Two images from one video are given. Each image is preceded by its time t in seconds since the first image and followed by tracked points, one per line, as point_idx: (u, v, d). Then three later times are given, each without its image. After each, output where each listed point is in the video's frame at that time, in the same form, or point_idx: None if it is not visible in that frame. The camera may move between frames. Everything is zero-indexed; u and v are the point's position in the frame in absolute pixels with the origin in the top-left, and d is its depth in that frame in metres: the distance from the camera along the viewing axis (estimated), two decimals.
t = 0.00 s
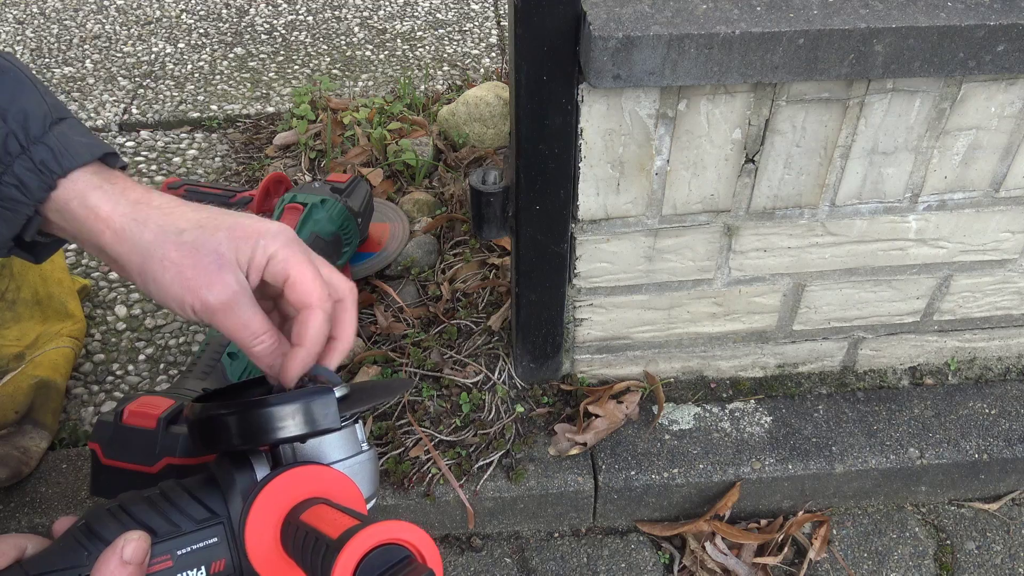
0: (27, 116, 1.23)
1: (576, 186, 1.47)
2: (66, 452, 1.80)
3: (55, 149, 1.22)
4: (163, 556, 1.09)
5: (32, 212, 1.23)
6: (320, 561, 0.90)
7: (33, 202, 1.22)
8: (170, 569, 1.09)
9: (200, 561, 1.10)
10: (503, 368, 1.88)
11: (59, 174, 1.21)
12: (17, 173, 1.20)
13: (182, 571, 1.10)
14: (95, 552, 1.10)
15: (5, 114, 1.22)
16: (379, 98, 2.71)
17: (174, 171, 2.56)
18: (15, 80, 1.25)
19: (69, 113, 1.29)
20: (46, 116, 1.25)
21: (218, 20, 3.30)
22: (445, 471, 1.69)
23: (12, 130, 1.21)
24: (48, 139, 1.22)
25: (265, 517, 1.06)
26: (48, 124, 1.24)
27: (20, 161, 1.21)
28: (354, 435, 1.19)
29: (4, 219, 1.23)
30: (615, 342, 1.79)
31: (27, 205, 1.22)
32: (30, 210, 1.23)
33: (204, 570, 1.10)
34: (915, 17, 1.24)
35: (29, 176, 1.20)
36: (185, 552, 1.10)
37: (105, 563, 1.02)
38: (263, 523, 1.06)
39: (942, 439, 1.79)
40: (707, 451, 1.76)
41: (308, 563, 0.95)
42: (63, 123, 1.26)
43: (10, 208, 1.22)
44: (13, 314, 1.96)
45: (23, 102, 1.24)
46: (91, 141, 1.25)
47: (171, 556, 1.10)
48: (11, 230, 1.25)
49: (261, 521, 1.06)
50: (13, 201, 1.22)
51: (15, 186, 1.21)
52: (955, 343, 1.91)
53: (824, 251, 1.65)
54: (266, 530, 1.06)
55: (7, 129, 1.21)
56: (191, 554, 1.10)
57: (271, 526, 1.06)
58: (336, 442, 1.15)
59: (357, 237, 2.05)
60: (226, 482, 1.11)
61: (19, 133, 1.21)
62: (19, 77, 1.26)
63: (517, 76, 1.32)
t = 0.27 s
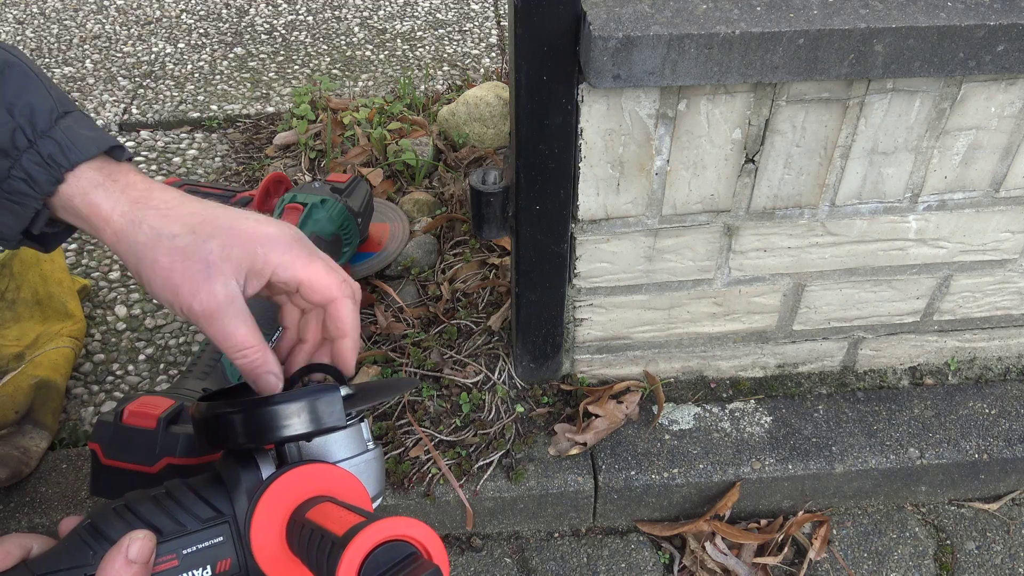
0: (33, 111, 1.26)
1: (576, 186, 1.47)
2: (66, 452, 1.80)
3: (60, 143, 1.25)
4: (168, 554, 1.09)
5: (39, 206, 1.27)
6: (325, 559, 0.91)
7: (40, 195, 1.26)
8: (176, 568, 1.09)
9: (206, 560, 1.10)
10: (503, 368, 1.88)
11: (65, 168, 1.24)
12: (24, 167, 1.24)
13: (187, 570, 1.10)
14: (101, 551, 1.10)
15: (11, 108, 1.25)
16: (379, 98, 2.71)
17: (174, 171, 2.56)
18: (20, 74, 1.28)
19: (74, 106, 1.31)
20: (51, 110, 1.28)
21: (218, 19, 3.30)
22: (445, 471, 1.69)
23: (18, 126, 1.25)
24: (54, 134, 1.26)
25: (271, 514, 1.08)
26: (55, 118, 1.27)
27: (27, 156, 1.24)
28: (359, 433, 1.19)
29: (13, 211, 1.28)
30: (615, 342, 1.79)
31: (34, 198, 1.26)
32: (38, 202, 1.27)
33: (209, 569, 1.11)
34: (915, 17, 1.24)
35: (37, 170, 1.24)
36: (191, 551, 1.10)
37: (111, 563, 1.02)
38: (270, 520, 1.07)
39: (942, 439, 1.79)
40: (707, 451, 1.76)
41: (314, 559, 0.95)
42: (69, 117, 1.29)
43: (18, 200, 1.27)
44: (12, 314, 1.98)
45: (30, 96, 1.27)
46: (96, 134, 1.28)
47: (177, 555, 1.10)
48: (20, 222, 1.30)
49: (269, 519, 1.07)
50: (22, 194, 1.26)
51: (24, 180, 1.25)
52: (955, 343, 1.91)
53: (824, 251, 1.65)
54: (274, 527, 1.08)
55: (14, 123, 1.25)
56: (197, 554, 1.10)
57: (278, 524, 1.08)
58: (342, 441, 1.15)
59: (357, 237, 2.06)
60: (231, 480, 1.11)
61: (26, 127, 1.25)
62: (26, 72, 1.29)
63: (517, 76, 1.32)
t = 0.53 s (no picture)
0: (49, 128, 1.24)
1: (576, 186, 1.47)
2: (66, 452, 1.80)
3: (76, 160, 1.22)
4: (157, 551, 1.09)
5: (57, 221, 1.26)
6: (312, 542, 0.89)
7: (57, 211, 1.24)
8: (167, 565, 1.09)
9: (196, 556, 1.10)
10: (503, 368, 1.88)
11: (82, 185, 1.22)
12: (42, 184, 1.22)
13: (178, 566, 1.10)
14: (90, 549, 1.10)
15: (27, 126, 1.23)
16: (379, 98, 2.70)
17: (174, 171, 2.56)
18: (36, 92, 1.25)
19: (90, 120, 1.28)
20: (68, 125, 1.25)
21: (218, 19, 3.30)
22: (445, 471, 1.69)
23: (35, 144, 1.22)
24: (70, 150, 1.23)
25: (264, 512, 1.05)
26: (70, 133, 1.24)
27: (44, 173, 1.22)
28: (347, 428, 1.17)
29: (32, 227, 1.27)
30: (615, 342, 1.79)
31: (52, 215, 1.25)
32: (56, 218, 1.25)
33: (199, 565, 1.10)
34: (915, 17, 1.24)
35: (53, 187, 1.22)
36: (181, 547, 1.10)
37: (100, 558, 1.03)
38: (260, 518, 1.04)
39: (942, 439, 1.79)
40: (707, 451, 1.76)
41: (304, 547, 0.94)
42: (84, 131, 1.26)
43: (36, 216, 1.26)
44: (12, 313, 1.99)
45: (45, 113, 1.25)
46: (113, 148, 1.25)
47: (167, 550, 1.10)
48: (36, 236, 1.28)
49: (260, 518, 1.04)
50: (41, 211, 1.25)
51: (42, 198, 1.23)
52: (955, 343, 1.91)
53: (824, 251, 1.64)
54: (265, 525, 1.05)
55: (31, 139, 1.22)
56: (186, 550, 1.10)
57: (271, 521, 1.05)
58: (330, 437, 1.13)
59: (357, 237, 2.06)
60: (219, 477, 1.10)
61: (43, 144, 1.22)
62: (41, 88, 1.26)
63: (517, 76, 1.32)
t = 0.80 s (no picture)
0: (55, 86, 1.26)
1: (576, 186, 1.47)
2: (66, 452, 1.80)
3: (83, 118, 1.27)
4: (159, 551, 1.09)
5: (60, 179, 1.29)
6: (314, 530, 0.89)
7: (62, 169, 1.28)
8: (168, 564, 1.09)
9: (198, 554, 1.10)
10: (503, 368, 1.88)
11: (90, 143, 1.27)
12: (48, 141, 1.26)
13: (179, 565, 1.10)
14: (90, 550, 1.10)
15: (33, 83, 1.25)
16: (379, 98, 2.70)
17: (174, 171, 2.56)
18: (40, 51, 1.27)
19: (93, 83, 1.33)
20: (74, 86, 1.29)
21: (218, 19, 3.30)
22: (445, 471, 1.69)
23: (41, 100, 1.25)
24: (76, 109, 1.27)
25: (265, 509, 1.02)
26: (77, 94, 1.28)
27: (51, 131, 1.26)
28: (349, 425, 1.15)
29: (35, 186, 1.29)
30: (615, 342, 1.79)
31: (57, 172, 1.28)
32: (60, 176, 1.28)
33: (202, 563, 1.10)
34: (915, 17, 1.24)
35: (60, 145, 1.26)
36: (183, 546, 1.10)
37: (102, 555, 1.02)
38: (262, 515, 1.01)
39: (942, 439, 1.79)
40: (707, 451, 1.76)
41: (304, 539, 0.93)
42: (90, 93, 1.30)
43: (41, 175, 1.28)
44: (12, 313, 2.00)
45: (51, 71, 1.27)
46: (121, 110, 1.32)
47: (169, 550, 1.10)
48: (40, 198, 1.31)
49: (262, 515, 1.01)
50: (45, 168, 1.28)
51: (47, 154, 1.26)
52: (955, 343, 1.91)
53: (824, 251, 1.64)
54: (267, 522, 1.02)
55: (37, 96, 1.25)
56: (189, 548, 1.10)
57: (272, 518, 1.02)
58: (331, 434, 1.11)
59: (357, 237, 2.06)
60: (221, 475, 1.11)
61: (49, 101, 1.25)
62: (44, 48, 1.28)
63: (517, 76, 1.32)
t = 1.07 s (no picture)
0: (97, 69, 1.28)
1: (576, 186, 1.47)
2: (66, 452, 1.80)
3: (126, 100, 1.29)
4: (151, 547, 1.09)
5: (102, 161, 1.30)
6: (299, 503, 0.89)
7: (105, 150, 1.29)
8: (162, 561, 1.09)
9: (193, 550, 1.10)
10: (503, 368, 1.88)
11: (133, 125, 1.29)
12: (92, 123, 1.27)
13: (173, 562, 1.10)
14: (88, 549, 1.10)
15: (74, 66, 1.26)
16: (379, 98, 2.71)
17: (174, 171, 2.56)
18: (80, 34, 1.28)
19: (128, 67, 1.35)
20: (113, 69, 1.31)
21: (218, 19, 3.30)
22: (445, 471, 1.69)
23: (85, 83, 1.26)
24: (118, 92, 1.29)
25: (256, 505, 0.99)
26: (117, 77, 1.31)
27: (94, 113, 1.27)
28: (341, 417, 1.17)
29: (76, 168, 1.30)
30: (615, 342, 1.79)
31: (100, 154, 1.29)
32: (102, 158, 1.29)
33: (197, 559, 1.11)
34: (915, 17, 1.24)
35: (104, 126, 1.27)
36: (176, 543, 1.10)
37: (93, 554, 1.02)
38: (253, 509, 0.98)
39: (942, 439, 1.79)
40: (707, 451, 1.76)
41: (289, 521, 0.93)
42: (128, 76, 1.33)
43: (83, 157, 1.29)
44: (12, 313, 2.00)
45: (91, 54, 1.29)
46: (159, 92, 1.34)
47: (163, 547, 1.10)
48: (80, 181, 1.31)
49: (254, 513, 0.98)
50: (87, 150, 1.28)
51: (90, 135, 1.27)
52: (955, 343, 1.91)
53: (824, 251, 1.65)
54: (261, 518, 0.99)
55: (79, 79, 1.26)
56: (182, 544, 1.10)
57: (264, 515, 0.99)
58: (324, 425, 1.13)
59: (357, 237, 2.06)
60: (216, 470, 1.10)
61: (92, 84, 1.27)
62: (82, 31, 1.29)
63: (517, 76, 1.32)
